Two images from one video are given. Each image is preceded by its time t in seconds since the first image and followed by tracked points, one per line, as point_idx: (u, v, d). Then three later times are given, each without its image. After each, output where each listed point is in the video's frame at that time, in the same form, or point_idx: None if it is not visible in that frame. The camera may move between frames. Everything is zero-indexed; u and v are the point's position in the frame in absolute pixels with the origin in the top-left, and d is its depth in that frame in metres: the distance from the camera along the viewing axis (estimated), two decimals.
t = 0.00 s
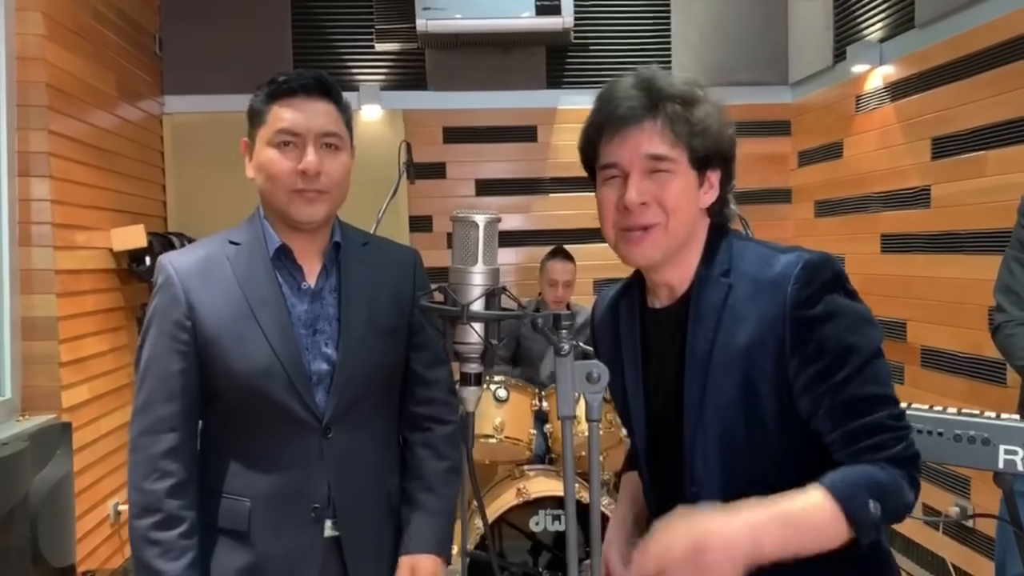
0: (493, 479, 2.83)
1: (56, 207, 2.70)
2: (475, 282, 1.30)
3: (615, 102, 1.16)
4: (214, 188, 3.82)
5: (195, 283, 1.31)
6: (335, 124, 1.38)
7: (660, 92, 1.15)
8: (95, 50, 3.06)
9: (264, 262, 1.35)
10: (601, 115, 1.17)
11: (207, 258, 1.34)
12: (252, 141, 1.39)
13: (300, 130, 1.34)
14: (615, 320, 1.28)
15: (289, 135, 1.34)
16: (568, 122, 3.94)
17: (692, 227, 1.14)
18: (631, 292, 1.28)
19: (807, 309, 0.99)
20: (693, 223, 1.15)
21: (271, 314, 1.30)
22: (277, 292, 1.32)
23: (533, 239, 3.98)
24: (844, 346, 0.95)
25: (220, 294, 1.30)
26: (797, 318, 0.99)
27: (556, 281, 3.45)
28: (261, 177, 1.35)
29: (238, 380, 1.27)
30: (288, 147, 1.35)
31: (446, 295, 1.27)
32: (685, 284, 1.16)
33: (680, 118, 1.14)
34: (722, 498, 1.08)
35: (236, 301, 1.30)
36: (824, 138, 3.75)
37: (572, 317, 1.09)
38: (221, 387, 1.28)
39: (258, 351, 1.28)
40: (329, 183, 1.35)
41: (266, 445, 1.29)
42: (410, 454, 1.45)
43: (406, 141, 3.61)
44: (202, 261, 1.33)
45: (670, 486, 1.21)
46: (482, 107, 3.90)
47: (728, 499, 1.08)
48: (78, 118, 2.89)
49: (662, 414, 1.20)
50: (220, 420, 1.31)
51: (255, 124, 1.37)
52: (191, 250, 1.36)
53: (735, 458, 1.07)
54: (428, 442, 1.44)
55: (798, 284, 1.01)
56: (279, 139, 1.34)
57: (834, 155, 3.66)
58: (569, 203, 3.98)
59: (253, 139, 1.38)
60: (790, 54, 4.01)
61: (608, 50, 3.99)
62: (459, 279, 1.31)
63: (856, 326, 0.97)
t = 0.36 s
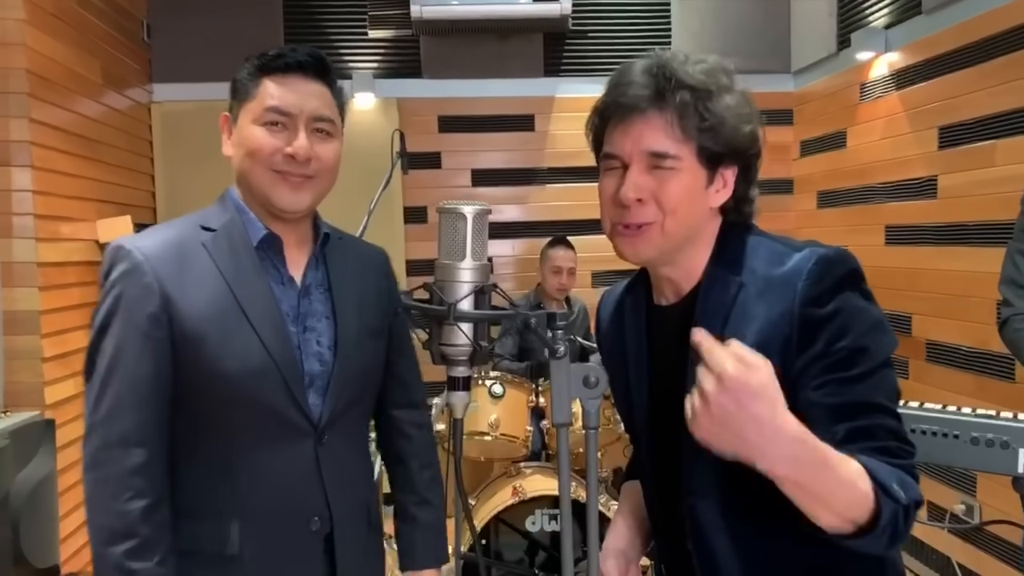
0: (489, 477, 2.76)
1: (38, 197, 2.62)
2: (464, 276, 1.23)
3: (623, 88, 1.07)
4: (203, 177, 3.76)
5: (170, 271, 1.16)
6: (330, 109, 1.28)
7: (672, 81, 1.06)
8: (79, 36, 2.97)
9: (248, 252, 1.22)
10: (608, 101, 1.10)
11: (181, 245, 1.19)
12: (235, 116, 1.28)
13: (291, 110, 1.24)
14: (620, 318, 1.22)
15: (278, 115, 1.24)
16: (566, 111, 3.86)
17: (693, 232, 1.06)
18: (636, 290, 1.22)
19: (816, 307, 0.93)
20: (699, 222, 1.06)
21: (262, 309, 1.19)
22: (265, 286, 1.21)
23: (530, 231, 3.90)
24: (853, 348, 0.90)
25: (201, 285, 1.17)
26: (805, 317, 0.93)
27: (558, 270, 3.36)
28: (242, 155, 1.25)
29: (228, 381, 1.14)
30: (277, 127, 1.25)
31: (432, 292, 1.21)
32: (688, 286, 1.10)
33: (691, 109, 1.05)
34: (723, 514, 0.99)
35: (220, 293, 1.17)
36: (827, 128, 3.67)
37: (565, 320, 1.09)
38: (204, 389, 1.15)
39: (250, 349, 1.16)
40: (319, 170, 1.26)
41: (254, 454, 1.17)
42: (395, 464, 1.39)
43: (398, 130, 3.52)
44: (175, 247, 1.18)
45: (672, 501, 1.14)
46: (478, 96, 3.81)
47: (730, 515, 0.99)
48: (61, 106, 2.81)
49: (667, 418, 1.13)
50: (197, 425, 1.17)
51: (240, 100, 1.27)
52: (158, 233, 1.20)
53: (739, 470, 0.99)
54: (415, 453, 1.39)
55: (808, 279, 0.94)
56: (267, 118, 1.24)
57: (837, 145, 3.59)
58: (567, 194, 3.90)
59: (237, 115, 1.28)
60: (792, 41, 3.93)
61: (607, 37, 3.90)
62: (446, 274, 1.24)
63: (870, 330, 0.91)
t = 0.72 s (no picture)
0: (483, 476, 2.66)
1: (12, 184, 2.51)
2: (445, 262, 1.12)
3: (631, 44, 1.04)
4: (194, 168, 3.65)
5: (94, 242, 0.92)
6: (277, 72, 1.10)
7: (686, 38, 1.04)
8: (57, 18, 2.85)
9: (184, 228, 1.02)
10: (614, 63, 1.06)
11: (101, 213, 0.95)
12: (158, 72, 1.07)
13: (230, 71, 1.05)
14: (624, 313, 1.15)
15: (216, 75, 1.05)
16: (562, 98, 3.75)
17: (718, 196, 1.01)
18: (643, 284, 1.14)
19: (856, 313, 0.85)
20: (722, 189, 1.02)
21: (208, 295, 0.99)
22: (208, 268, 1.01)
23: (526, 221, 3.79)
24: (905, 359, 0.82)
25: (134, 262, 0.95)
26: (843, 324, 0.85)
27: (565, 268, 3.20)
28: (169, 118, 1.04)
29: (174, 378, 0.94)
30: (213, 90, 1.05)
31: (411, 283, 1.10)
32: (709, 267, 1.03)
33: (708, 66, 1.02)
34: (746, 532, 0.93)
35: (159, 273, 0.96)
36: (831, 115, 3.56)
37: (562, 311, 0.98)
38: (138, 389, 0.93)
39: (197, 341, 0.97)
40: (262, 141, 1.08)
41: (195, 469, 0.97)
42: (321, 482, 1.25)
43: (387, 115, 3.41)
44: (96, 216, 0.94)
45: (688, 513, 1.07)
46: (472, 82, 3.70)
47: (754, 534, 0.93)
48: (38, 90, 2.69)
49: (681, 423, 1.06)
50: (125, 435, 0.93)
51: (168, 52, 1.05)
52: (67, 197, 0.95)
53: (766, 487, 0.92)
54: (342, 467, 1.27)
55: (845, 280, 0.86)
56: (202, 77, 1.04)
57: (842, 133, 3.48)
58: (564, 183, 3.79)
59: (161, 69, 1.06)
60: (796, 26, 3.82)
61: (605, 22, 3.79)
62: (426, 261, 1.13)
63: (920, 332, 0.84)
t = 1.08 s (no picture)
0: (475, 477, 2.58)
1: None
2: (424, 253, 1.04)
3: (615, 16, 0.95)
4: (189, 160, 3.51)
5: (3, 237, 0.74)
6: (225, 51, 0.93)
7: (677, 7, 0.95)
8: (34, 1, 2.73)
9: (106, 217, 0.84)
10: (598, 37, 0.97)
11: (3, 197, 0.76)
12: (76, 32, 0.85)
13: (178, 45, 0.87)
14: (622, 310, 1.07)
15: (160, 48, 0.86)
16: (559, 86, 3.65)
17: (724, 175, 0.91)
18: (643, 278, 1.06)
19: (873, 305, 0.74)
20: (727, 172, 0.92)
21: (142, 299, 0.83)
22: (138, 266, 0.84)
23: (521, 212, 3.69)
24: (928, 356, 0.72)
25: (53, 260, 0.77)
26: (858, 318, 0.75)
27: (570, 264, 3.11)
28: (97, 92, 0.84)
29: (104, 402, 0.77)
30: (155, 66, 0.86)
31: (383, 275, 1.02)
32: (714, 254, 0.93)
33: (700, 35, 0.93)
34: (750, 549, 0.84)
35: (85, 273, 0.79)
36: (834, 103, 3.47)
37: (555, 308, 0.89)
38: (60, 416, 0.76)
39: (131, 356, 0.80)
40: (207, 131, 0.91)
41: (130, 505, 0.80)
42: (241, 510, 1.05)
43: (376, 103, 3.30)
44: None
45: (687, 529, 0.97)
46: (466, 69, 3.59)
47: (760, 552, 0.83)
48: (14, 76, 2.58)
49: (682, 426, 0.97)
50: (43, 471, 0.76)
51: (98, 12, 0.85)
52: None
53: (771, 500, 0.82)
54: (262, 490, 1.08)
55: (859, 269, 0.76)
56: (144, 49, 0.85)
57: (845, 121, 3.38)
58: (560, 173, 3.70)
59: (81, 32, 0.85)
60: (798, 12, 3.72)
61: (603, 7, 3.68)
62: (402, 252, 1.05)
63: (943, 328, 0.74)
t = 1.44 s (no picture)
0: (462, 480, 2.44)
1: None
2: (362, 242, 0.96)
3: None
4: (164, 145, 3.33)
5: None
6: None
7: None
8: None
9: None
10: None
11: None
12: None
13: None
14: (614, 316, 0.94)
15: None
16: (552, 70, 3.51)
17: (745, 160, 0.78)
18: (635, 280, 0.92)
19: (911, 315, 0.60)
20: (747, 153, 0.78)
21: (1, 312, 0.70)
22: None
23: (512, 202, 3.54)
24: (981, 379, 0.58)
25: None
26: (892, 330, 0.61)
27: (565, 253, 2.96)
28: None
29: None
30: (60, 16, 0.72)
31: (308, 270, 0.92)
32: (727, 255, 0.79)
33: None
34: None
35: None
36: (838, 88, 3.32)
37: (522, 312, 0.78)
38: None
39: None
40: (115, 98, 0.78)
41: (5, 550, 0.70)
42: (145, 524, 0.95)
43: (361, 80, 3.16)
44: None
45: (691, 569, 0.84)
46: (454, 52, 3.44)
47: None
48: None
49: (683, 452, 0.84)
50: None
51: None
52: None
53: (789, 547, 0.68)
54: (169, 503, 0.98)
55: (892, 269, 0.62)
56: None
57: (850, 107, 3.24)
58: (553, 161, 3.55)
59: None
60: None
61: None
62: (336, 240, 0.96)
63: (999, 340, 0.59)
